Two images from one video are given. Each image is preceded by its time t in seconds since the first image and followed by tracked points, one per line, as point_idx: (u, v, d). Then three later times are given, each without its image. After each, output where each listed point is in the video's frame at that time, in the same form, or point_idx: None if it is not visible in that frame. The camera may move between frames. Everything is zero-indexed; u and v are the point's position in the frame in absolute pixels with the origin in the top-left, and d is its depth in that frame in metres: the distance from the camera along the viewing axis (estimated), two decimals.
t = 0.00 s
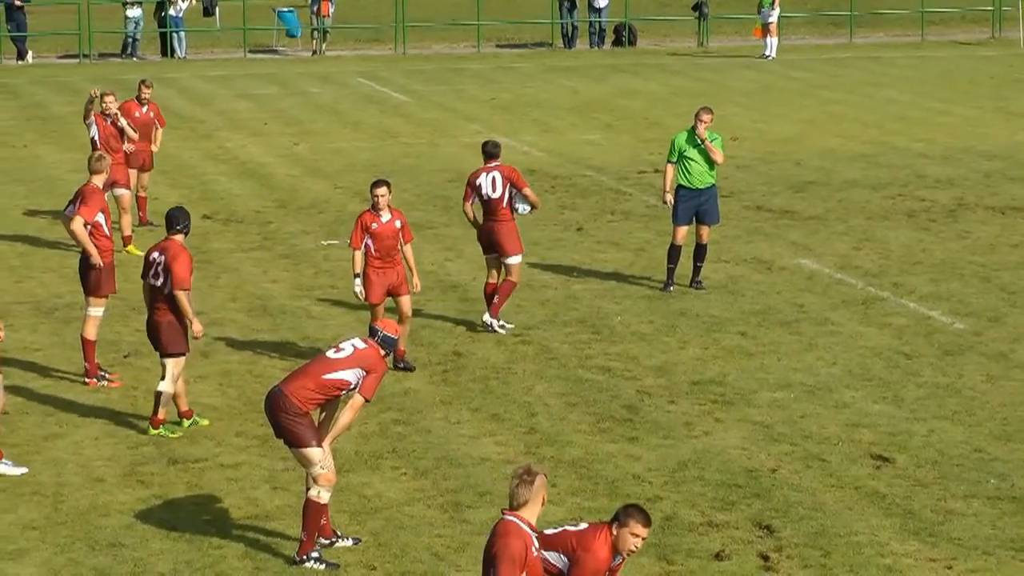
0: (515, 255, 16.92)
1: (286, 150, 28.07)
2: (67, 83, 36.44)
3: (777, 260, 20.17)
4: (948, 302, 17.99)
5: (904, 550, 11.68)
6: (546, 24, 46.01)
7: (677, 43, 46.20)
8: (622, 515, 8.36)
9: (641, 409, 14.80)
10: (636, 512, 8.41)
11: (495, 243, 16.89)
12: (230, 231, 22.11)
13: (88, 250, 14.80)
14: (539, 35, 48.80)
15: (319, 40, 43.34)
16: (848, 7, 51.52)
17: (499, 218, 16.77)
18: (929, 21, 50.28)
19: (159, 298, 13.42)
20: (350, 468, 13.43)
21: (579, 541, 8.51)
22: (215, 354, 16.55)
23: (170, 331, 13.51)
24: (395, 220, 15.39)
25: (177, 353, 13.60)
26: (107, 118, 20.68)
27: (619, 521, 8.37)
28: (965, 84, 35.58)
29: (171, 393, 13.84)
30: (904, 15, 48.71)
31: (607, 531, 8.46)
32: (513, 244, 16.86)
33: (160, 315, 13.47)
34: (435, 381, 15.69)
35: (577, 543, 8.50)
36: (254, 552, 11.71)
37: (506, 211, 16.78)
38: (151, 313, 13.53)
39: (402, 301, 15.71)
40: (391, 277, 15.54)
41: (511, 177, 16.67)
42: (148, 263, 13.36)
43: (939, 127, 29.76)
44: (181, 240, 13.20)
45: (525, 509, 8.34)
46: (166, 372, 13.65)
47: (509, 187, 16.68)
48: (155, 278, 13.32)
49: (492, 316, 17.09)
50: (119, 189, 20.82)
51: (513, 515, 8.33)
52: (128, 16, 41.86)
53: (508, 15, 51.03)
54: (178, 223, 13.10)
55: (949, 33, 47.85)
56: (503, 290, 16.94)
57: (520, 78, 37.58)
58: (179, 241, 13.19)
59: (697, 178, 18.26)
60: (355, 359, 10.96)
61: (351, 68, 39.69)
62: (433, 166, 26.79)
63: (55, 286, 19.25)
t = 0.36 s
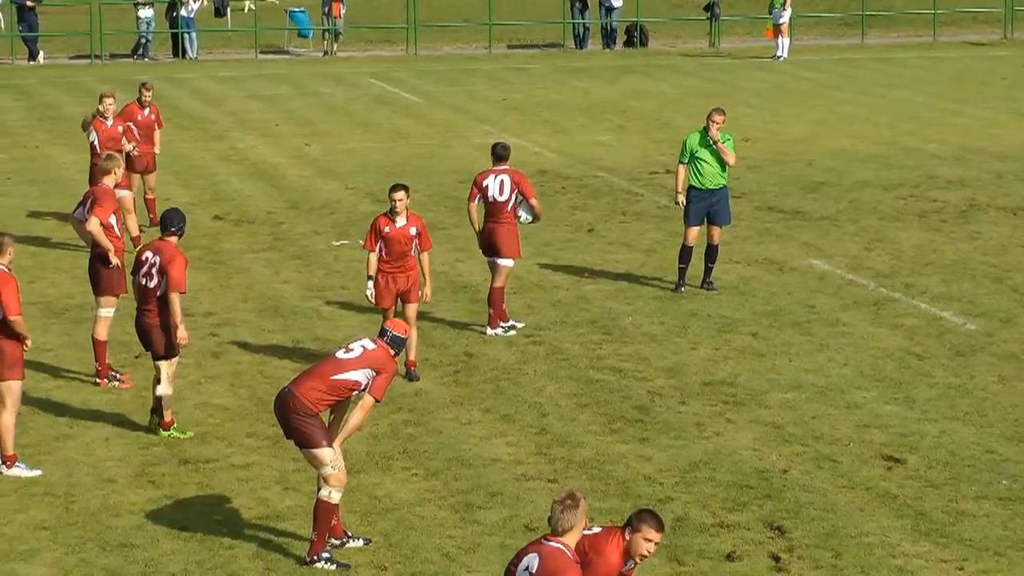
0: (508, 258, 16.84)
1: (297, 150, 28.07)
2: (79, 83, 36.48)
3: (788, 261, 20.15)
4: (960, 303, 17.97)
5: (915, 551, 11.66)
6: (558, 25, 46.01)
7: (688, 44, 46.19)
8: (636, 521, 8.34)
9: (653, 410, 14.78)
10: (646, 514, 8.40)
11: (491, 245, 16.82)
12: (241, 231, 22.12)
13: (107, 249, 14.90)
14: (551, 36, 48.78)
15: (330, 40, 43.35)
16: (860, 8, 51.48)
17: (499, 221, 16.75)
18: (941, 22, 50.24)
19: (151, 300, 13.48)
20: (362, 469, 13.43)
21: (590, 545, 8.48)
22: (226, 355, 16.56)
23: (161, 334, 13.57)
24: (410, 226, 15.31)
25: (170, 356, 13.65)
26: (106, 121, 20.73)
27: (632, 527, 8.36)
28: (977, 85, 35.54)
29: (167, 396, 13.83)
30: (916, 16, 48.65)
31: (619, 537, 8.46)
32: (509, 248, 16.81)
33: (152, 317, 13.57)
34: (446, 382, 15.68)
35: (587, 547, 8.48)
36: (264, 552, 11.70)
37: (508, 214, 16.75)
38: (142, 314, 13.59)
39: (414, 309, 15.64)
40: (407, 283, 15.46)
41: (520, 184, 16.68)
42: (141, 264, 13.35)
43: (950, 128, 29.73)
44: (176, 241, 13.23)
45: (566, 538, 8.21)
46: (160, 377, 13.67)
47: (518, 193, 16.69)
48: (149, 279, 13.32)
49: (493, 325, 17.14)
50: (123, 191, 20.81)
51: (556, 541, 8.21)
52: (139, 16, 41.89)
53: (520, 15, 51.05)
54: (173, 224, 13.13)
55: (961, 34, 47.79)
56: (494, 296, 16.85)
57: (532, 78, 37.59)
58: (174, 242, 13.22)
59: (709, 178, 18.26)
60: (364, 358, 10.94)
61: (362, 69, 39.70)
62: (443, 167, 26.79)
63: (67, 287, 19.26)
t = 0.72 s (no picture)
0: (510, 259, 16.81)
1: (305, 151, 28.08)
2: (88, 83, 36.54)
3: (796, 261, 20.15)
4: (968, 304, 17.97)
5: (924, 552, 11.65)
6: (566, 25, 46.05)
7: (697, 45, 46.22)
8: (651, 523, 8.42)
9: (661, 411, 14.78)
10: (663, 518, 8.49)
11: (494, 244, 16.83)
12: (250, 232, 22.13)
13: (113, 252, 14.89)
14: (560, 36, 48.80)
15: (339, 41, 43.39)
16: (869, 9, 51.49)
17: (501, 222, 16.74)
18: (949, 23, 50.26)
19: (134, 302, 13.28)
20: (370, 470, 13.42)
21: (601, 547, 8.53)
22: (235, 356, 16.56)
23: (144, 337, 13.30)
24: (418, 228, 15.16)
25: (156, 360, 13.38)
26: (110, 123, 20.76)
27: (646, 532, 8.43)
28: (985, 86, 35.53)
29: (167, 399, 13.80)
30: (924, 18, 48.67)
31: (632, 541, 8.47)
32: (512, 249, 16.78)
33: (134, 319, 13.29)
34: (454, 383, 15.68)
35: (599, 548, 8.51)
36: (272, 553, 11.70)
37: (510, 216, 16.74)
38: (127, 318, 13.36)
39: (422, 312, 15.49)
40: (414, 285, 15.35)
41: (524, 187, 16.63)
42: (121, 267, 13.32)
43: (958, 129, 29.73)
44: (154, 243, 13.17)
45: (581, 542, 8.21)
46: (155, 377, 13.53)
47: (521, 196, 16.67)
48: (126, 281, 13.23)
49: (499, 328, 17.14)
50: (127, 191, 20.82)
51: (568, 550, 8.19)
52: (148, 17, 41.94)
53: (528, 16, 51.11)
54: (151, 225, 13.14)
55: (970, 35, 47.79)
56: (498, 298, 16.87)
57: (541, 79, 37.61)
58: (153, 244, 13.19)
59: (718, 181, 18.24)
60: (369, 357, 10.92)
61: (371, 69, 39.71)
62: (451, 168, 26.80)
63: (75, 288, 19.28)
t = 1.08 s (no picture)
0: (518, 259, 16.78)
1: (313, 151, 28.09)
2: (97, 84, 36.57)
3: (805, 262, 20.15)
4: (977, 305, 17.95)
5: (933, 553, 11.59)
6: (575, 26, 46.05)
7: (707, 45, 46.22)
8: (672, 523, 8.54)
9: (670, 412, 14.76)
10: (678, 516, 8.61)
11: (500, 246, 16.77)
12: (259, 233, 22.12)
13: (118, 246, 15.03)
14: (569, 37, 48.83)
15: (348, 42, 43.45)
16: (878, 10, 51.48)
17: (508, 223, 16.71)
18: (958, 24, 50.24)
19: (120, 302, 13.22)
20: (378, 471, 13.40)
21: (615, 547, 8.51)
22: (243, 357, 16.54)
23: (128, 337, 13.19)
24: (406, 233, 14.94)
25: (145, 358, 13.24)
26: (121, 122, 20.79)
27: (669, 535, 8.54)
28: (993, 87, 35.51)
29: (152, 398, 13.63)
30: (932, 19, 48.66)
31: (653, 541, 8.55)
32: (519, 250, 16.74)
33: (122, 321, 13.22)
34: (463, 384, 15.67)
35: (619, 553, 8.49)
36: (281, 553, 11.66)
37: (515, 217, 16.73)
38: (114, 321, 13.30)
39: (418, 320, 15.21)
40: (407, 292, 15.08)
41: (525, 186, 16.66)
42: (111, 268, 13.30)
43: (967, 130, 29.70)
44: (145, 243, 13.17)
45: (572, 561, 7.53)
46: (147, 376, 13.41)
47: (522, 195, 16.69)
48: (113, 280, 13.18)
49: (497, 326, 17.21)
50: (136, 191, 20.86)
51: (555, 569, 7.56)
52: (157, 18, 41.99)
53: (537, 16, 51.14)
54: (142, 224, 13.18)
55: (979, 36, 47.77)
56: (506, 298, 16.87)
57: (550, 80, 37.62)
58: (143, 243, 13.17)
59: (726, 181, 18.29)
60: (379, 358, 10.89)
61: (380, 70, 39.72)
62: (460, 169, 26.80)
63: (85, 288, 19.29)
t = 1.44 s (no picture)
0: (525, 259, 16.79)
1: (322, 152, 28.11)
2: (107, 85, 36.61)
3: (815, 263, 20.14)
4: (987, 306, 17.93)
5: (943, 554, 11.57)
6: (584, 26, 46.03)
7: (717, 45, 46.24)
8: (688, 528, 8.52)
9: (679, 413, 14.76)
10: (695, 522, 8.59)
11: (507, 245, 16.77)
12: (269, 234, 22.15)
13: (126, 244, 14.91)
14: (579, 37, 48.86)
15: (358, 42, 43.47)
16: (889, 10, 51.44)
17: (513, 222, 16.69)
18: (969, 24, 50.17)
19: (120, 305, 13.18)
20: (388, 471, 13.41)
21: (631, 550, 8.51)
22: (254, 357, 16.57)
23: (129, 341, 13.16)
24: (396, 234, 14.80)
25: (141, 361, 13.20)
26: (133, 122, 20.81)
27: (684, 540, 8.52)
28: (1003, 87, 35.47)
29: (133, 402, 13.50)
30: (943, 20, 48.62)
31: (668, 546, 8.54)
32: (525, 250, 16.75)
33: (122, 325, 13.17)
34: (473, 384, 15.68)
35: (635, 555, 8.49)
36: (292, 553, 11.68)
37: (520, 215, 16.68)
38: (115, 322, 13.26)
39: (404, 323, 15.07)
40: (396, 293, 14.91)
41: (529, 186, 16.60)
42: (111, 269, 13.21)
43: (977, 130, 29.67)
44: (144, 244, 13.09)
45: None
46: (134, 380, 13.35)
47: (526, 195, 16.62)
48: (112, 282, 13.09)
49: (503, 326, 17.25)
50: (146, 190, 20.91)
51: None
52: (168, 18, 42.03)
53: (547, 17, 51.14)
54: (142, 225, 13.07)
55: (990, 35, 47.71)
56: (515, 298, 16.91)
57: (560, 80, 37.63)
58: (142, 245, 13.08)
59: (737, 181, 18.29)
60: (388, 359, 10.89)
61: (390, 70, 39.76)
62: (470, 169, 26.83)
63: (95, 288, 19.32)
